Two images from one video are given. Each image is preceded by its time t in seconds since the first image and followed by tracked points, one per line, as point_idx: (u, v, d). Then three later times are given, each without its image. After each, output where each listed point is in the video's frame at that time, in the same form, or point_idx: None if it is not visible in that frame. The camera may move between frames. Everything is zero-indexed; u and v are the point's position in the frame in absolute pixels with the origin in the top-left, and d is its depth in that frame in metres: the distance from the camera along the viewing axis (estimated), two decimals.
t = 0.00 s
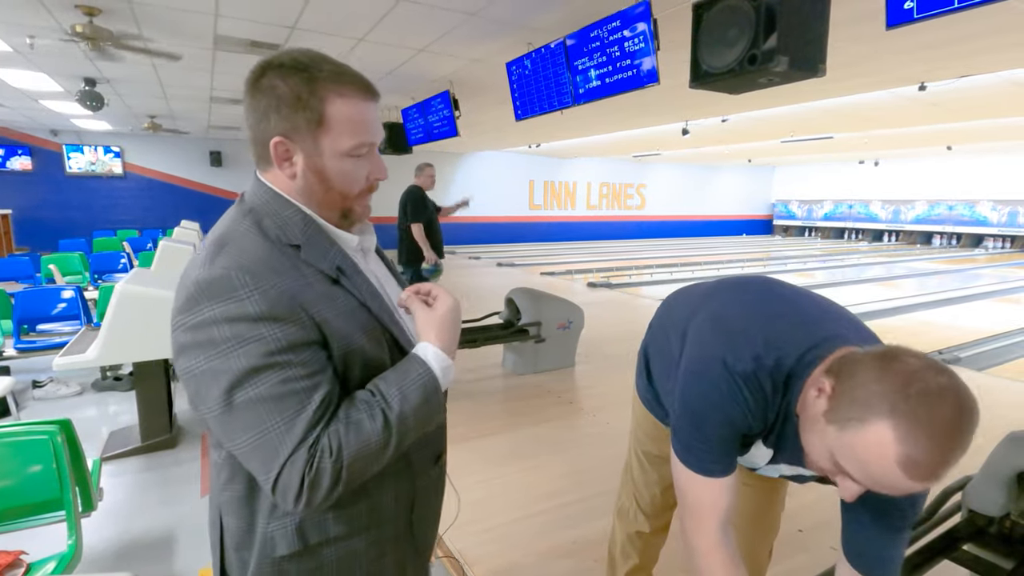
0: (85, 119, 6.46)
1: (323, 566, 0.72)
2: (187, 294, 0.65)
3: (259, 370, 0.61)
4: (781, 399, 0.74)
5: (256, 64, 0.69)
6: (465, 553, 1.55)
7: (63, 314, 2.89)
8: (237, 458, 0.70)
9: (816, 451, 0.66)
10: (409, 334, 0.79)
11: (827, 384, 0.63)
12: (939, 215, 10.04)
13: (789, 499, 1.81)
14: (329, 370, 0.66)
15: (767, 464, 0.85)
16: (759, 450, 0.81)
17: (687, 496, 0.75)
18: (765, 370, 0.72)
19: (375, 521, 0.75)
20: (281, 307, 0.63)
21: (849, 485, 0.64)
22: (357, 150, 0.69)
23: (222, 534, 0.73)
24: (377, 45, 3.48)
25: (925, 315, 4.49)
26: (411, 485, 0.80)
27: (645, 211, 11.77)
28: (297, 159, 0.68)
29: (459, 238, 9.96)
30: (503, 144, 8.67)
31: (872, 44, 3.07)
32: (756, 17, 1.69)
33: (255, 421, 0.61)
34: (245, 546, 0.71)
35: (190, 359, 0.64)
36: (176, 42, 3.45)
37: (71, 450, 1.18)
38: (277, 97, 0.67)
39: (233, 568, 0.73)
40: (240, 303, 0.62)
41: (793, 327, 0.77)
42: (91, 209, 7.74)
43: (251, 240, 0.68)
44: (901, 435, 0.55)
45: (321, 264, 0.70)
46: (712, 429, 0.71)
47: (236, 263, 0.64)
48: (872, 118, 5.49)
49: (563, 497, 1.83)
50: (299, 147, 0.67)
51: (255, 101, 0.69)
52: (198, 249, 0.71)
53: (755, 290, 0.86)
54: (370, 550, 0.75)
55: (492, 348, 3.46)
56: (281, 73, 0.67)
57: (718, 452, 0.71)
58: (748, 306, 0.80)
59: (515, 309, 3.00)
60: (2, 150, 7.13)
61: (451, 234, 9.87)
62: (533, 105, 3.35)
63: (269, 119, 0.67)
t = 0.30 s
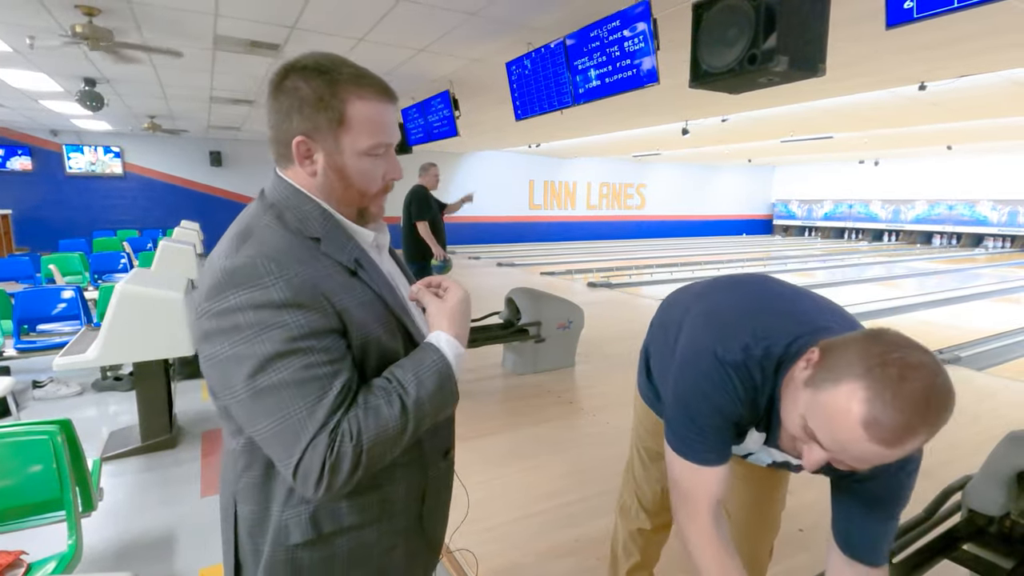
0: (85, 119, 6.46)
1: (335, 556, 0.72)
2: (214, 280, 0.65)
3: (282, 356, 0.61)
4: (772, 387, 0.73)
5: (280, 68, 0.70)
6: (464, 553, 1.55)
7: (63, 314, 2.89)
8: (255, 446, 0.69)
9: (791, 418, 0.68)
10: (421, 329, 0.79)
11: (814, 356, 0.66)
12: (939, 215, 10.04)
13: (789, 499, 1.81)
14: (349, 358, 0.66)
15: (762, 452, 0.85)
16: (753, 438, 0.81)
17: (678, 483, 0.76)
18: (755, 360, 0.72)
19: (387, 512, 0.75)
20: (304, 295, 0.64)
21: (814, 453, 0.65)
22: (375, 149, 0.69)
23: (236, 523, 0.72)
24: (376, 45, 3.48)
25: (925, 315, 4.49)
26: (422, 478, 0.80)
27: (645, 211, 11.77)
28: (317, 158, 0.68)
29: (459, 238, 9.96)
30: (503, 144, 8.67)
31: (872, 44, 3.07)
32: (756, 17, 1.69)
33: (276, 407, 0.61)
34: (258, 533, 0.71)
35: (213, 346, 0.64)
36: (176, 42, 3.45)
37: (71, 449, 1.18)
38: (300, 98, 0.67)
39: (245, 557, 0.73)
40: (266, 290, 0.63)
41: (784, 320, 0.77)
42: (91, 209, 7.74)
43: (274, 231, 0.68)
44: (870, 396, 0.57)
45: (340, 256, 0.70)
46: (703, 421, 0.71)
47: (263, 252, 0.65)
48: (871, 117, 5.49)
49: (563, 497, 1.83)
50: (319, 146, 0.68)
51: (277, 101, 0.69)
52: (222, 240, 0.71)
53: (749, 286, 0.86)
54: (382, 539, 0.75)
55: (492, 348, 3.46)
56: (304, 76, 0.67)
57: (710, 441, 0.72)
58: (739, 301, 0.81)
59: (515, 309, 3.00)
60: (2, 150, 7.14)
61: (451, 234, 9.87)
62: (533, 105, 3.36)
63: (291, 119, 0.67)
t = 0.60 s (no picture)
0: (85, 117, 6.45)
1: (361, 544, 0.72)
2: (240, 276, 0.65)
3: (308, 347, 0.61)
4: (759, 334, 0.80)
5: (293, 76, 0.71)
6: (465, 552, 1.55)
7: (64, 312, 2.89)
8: (280, 441, 0.69)
9: (791, 344, 0.72)
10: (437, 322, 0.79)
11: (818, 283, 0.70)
12: (940, 215, 10.01)
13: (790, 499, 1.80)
14: (371, 350, 0.66)
15: (768, 413, 0.89)
16: (754, 389, 0.86)
17: (658, 412, 0.88)
18: (742, 305, 0.80)
19: (410, 502, 0.75)
20: (326, 287, 0.64)
21: (813, 376, 0.67)
22: (387, 149, 0.70)
23: (263, 518, 0.72)
24: (378, 44, 3.48)
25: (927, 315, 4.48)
26: (442, 469, 0.80)
27: (646, 211, 11.76)
28: (332, 159, 0.69)
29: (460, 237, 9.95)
30: (504, 143, 8.66)
31: (875, 44, 3.06)
32: (757, 16, 1.69)
33: (303, 396, 0.62)
34: (286, 525, 0.71)
35: (240, 341, 0.64)
36: (178, 41, 3.45)
37: (72, 448, 1.18)
38: (314, 103, 0.68)
39: (272, 550, 0.73)
40: (288, 284, 0.63)
41: (779, 269, 0.84)
42: (92, 208, 7.74)
43: (292, 228, 0.67)
44: (870, 306, 0.60)
45: (358, 252, 0.70)
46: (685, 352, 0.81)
47: (284, 249, 0.65)
48: (873, 118, 5.48)
49: (564, 496, 1.83)
50: (334, 147, 0.69)
51: (292, 107, 0.70)
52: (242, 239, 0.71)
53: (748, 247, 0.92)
54: (406, 527, 0.75)
55: (493, 348, 3.46)
56: (317, 81, 0.68)
57: (682, 374, 0.83)
58: (736, 256, 0.87)
59: (516, 309, 3.00)
60: (4, 149, 7.14)
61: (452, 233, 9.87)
62: (534, 105, 3.35)
63: (305, 123, 0.68)
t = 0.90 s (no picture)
0: (89, 116, 6.47)
1: (398, 512, 0.72)
2: (263, 267, 0.66)
3: (329, 321, 0.61)
4: (742, 219, 0.80)
5: (299, 81, 0.72)
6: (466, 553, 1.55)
7: (67, 311, 2.90)
8: (315, 419, 0.71)
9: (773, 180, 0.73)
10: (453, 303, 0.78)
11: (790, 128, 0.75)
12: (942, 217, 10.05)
13: (792, 500, 1.80)
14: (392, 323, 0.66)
15: (766, 316, 0.80)
16: (746, 287, 0.80)
17: (640, 318, 0.82)
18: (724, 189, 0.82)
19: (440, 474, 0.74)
20: (343, 268, 0.64)
21: (794, 184, 0.67)
22: (391, 139, 0.69)
23: (304, 497, 0.73)
24: (380, 44, 3.48)
25: (928, 317, 4.49)
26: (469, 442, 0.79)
27: (647, 211, 11.78)
28: (340, 154, 0.69)
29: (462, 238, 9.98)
30: (507, 144, 8.68)
31: (878, 45, 3.06)
32: (761, 17, 1.68)
33: (332, 368, 0.61)
34: (325, 501, 0.71)
35: (267, 326, 0.65)
36: (181, 40, 3.45)
37: (75, 446, 1.18)
38: (320, 102, 0.68)
39: (314, 526, 0.73)
40: (307, 268, 0.63)
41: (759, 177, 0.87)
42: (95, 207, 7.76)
43: (308, 221, 0.68)
44: (830, 96, 0.65)
45: (372, 238, 0.70)
46: (665, 237, 0.82)
47: (303, 237, 0.66)
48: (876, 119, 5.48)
49: (565, 497, 1.83)
50: (341, 141, 0.69)
51: (300, 109, 0.71)
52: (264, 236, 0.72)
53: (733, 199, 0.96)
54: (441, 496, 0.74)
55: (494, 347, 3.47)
56: (321, 82, 0.69)
57: (665, 255, 0.81)
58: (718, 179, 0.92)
59: (517, 309, 3.00)
60: (7, 147, 7.15)
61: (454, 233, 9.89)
62: (536, 105, 3.36)
63: (312, 121, 0.69)
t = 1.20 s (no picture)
0: (90, 117, 6.47)
1: (414, 497, 0.72)
2: (284, 260, 0.66)
3: (349, 313, 0.61)
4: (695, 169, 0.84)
5: (311, 88, 0.73)
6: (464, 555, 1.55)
7: (67, 311, 2.90)
8: (332, 409, 0.71)
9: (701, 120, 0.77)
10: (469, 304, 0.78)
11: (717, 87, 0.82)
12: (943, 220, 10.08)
13: (791, 503, 1.80)
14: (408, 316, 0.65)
15: (718, 250, 0.79)
16: (700, 226, 0.81)
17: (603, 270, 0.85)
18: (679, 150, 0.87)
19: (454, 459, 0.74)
20: (361, 260, 0.64)
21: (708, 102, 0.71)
22: (403, 137, 0.70)
23: (321, 484, 0.73)
24: (381, 45, 3.48)
25: (928, 319, 4.50)
26: (481, 430, 0.78)
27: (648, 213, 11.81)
28: (355, 155, 0.70)
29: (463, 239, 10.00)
30: (507, 145, 8.70)
31: (878, 48, 3.06)
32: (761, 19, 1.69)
33: (352, 359, 0.61)
34: (342, 488, 0.71)
35: (286, 318, 0.65)
36: (182, 41, 3.46)
37: (74, 446, 1.18)
38: (333, 108, 0.69)
39: (331, 513, 0.73)
40: (327, 261, 0.63)
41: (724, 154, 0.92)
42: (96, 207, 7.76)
43: (325, 217, 0.68)
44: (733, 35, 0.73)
45: (384, 233, 0.70)
46: (626, 202, 0.87)
47: (322, 230, 0.66)
48: (876, 122, 5.49)
49: (564, 499, 1.82)
50: (355, 143, 0.69)
51: (313, 116, 0.71)
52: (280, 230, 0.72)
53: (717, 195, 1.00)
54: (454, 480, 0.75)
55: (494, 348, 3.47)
56: (333, 88, 0.69)
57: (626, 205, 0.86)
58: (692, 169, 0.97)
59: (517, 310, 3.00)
60: (8, 147, 7.15)
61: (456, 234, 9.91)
62: (537, 106, 3.36)
63: (326, 125, 0.69)
